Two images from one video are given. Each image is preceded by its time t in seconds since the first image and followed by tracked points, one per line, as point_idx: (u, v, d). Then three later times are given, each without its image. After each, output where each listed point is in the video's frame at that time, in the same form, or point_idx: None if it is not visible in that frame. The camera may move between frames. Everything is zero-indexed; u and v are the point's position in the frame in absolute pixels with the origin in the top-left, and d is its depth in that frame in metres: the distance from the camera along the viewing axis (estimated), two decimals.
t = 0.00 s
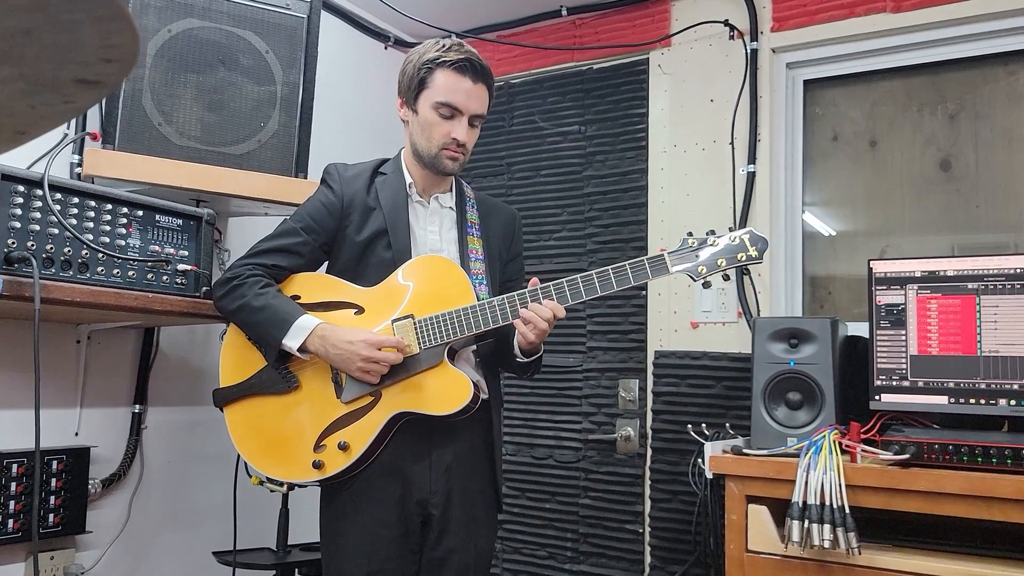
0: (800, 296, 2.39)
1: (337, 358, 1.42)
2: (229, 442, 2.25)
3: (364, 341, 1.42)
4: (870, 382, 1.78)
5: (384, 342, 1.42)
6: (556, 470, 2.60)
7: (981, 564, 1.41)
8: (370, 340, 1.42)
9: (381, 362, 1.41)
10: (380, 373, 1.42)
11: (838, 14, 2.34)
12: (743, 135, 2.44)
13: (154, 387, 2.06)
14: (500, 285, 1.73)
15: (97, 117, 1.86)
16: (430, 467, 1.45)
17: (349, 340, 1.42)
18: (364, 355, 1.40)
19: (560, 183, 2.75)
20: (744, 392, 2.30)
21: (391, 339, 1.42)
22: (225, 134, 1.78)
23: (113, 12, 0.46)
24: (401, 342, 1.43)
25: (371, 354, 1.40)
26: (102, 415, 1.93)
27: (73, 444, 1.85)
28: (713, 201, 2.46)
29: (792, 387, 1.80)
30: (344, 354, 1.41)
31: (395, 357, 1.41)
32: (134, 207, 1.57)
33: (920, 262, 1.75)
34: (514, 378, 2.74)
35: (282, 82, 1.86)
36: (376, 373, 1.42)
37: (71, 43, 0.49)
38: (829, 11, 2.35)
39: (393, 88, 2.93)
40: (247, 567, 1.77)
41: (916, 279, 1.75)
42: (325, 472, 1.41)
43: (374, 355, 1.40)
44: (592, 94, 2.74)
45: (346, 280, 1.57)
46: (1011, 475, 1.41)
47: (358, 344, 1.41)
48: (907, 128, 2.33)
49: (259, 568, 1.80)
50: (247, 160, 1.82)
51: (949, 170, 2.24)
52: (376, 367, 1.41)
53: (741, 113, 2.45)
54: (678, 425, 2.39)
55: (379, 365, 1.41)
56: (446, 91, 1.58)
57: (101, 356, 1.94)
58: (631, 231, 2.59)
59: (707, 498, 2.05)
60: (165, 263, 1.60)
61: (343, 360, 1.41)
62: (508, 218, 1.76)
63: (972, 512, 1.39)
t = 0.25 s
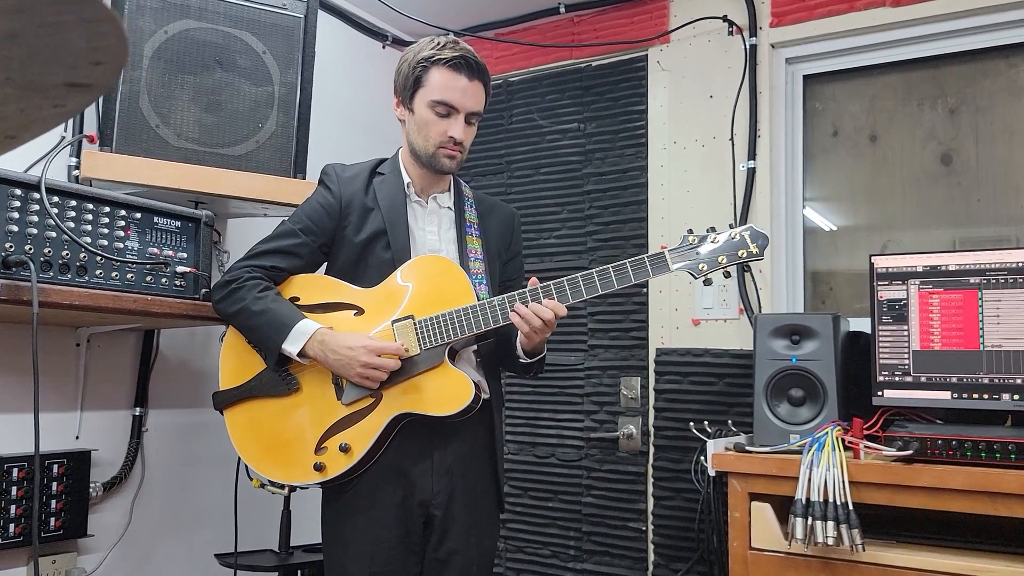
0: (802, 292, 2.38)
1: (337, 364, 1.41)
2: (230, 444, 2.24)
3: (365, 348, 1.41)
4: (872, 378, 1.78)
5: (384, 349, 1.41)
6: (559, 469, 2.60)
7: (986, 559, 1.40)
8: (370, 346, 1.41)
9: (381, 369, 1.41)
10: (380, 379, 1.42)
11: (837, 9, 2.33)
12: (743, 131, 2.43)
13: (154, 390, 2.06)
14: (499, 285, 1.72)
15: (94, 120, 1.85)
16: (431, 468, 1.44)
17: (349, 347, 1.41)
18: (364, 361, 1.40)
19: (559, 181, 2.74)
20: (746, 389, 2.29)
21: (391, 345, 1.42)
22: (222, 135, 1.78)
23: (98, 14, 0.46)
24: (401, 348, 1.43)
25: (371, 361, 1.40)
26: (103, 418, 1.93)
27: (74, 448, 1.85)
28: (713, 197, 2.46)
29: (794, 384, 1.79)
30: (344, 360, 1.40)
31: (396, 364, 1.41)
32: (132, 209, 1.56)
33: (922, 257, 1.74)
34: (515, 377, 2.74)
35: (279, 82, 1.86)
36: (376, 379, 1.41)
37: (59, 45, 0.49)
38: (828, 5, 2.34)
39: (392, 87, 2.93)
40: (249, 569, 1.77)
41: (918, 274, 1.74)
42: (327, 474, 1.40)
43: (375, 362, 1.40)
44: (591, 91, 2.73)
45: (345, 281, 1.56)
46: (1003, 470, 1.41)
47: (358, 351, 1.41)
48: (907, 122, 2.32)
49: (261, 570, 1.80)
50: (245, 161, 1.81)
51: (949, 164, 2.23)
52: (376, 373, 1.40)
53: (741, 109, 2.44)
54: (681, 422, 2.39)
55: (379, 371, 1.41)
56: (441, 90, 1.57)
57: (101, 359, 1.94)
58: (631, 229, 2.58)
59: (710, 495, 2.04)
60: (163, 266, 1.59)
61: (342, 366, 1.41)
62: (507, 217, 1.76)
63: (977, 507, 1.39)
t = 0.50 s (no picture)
0: (804, 290, 2.38)
1: (335, 371, 1.40)
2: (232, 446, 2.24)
3: (363, 355, 1.40)
4: (875, 377, 1.77)
5: (382, 357, 1.40)
6: (561, 469, 2.60)
7: (991, 560, 1.40)
8: (369, 354, 1.40)
9: (379, 377, 1.40)
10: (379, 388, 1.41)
11: (838, 6, 2.32)
12: (744, 129, 2.43)
13: (157, 392, 2.06)
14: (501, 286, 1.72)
15: (95, 123, 1.85)
16: (434, 470, 1.44)
17: (347, 354, 1.40)
18: (361, 369, 1.39)
19: (560, 181, 2.74)
20: (749, 389, 2.29)
21: (390, 355, 1.41)
22: (223, 137, 1.78)
23: (94, 26, 0.45)
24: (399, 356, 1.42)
25: (368, 369, 1.39)
26: (105, 422, 1.93)
27: (77, 451, 1.85)
28: (715, 196, 2.45)
29: (797, 383, 1.79)
30: (341, 367, 1.40)
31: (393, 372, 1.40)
32: (133, 212, 1.56)
33: (924, 255, 1.73)
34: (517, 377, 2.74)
35: (279, 84, 1.85)
36: (374, 387, 1.41)
37: (55, 57, 0.49)
38: (829, 3, 2.34)
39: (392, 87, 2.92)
40: (253, 572, 1.77)
41: (920, 273, 1.73)
42: (329, 476, 1.40)
43: (372, 370, 1.39)
44: (591, 91, 2.73)
45: (346, 283, 1.56)
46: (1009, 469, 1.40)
47: (356, 358, 1.40)
48: (908, 119, 2.32)
49: (264, 572, 1.80)
50: (246, 163, 1.81)
51: (951, 161, 2.23)
52: (373, 381, 1.40)
53: (742, 107, 2.43)
54: (683, 422, 2.38)
55: (376, 379, 1.40)
56: (438, 91, 1.57)
57: (103, 362, 1.94)
58: (633, 228, 2.58)
59: (714, 495, 2.04)
60: (165, 269, 1.59)
61: (340, 373, 1.40)
62: (508, 218, 1.75)
63: (981, 507, 1.38)
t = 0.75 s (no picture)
0: (807, 288, 2.38)
1: (337, 373, 1.41)
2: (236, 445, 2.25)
3: (365, 357, 1.40)
4: (879, 376, 1.77)
5: (384, 358, 1.40)
6: (565, 468, 2.60)
7: (996, 559, 1.40)
8: (371, 355, 1.40)
9: (382, 377, 1.40)
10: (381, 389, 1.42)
11: (841, 4, 2.32)
12: (748, 128, 2.42)
13: (161, 393, 2.06)
14: (504, 286, 1.72)
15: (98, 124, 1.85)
16: (439, 470, 1.44)
17: (349, 355, 1.40)
18: (364, 370, 1.39)
19: (563, 180, 2.74)
20: (752, 387, 2.29)
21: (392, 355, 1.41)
22: (226, 138, 1.78)
23: (108, 38, 0.46)
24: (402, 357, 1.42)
25: (371, 370, 1.39)
26: (110, 422, 1.93)
27: (82, 452, 1.85)
28: (718, 195, 2.45)
29: (800, 382, 1.79)
30: (344, 369, 1.40)
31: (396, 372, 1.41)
32: (138, 214, 1.56)
33: (928, 254, 1.73)
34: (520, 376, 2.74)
35: (282, 85, 1.85)
36: (377, 388, 1.41)
37: (69, 69, 0.49)
38: (832, 1, 2.33)
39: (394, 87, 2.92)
40: (258, 572, 1.77)
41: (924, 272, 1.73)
42: (333, 477, 1.40)
43: (375, 371, 1.39)
44: (594, 90, 2.73)
45: (351, 285, 1.56)
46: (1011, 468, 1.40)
47: (358, 360, 1.40)
48: (911, 117, 2.31)
49: (270, 572, 1.80)
50: (249, 164, 1.81)
51: (955, 160, 2.22)
52: (376, 382, 1.40)
53: (745, 105, 2.43)
54: (687, 421, 2.39)
55: (379, 380, 1.40)
56: (437, 92, 1.56)
57: (108, 363, 1.94)
58: (636, 227, 2.58)
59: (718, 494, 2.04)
60: (169, 271, 1.59)
61: (343, 375, 1.40)
62: (511, 218, 1.75)
63: (986, 507, 1.38)
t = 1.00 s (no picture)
0: (810, 286, 2.38)
1: (344, 371, 1.41)
2: (241, 445, 2.25)
3: (371, 354, 1.40)
4: (883, 374, 1.77)
5: (390, 355, 1.41)
6: (569, 466, 2.60)
7: (1001, 557, 1.40)
8: (377, 352, 1.40)
9: (389, 374, 1.41)
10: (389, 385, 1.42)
11: (843, 3, 2.32)
12: (751, 126, 2.42)
13: (166, 394, 2.07)
14: (508, 286, 1.72)
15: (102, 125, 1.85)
16: (444, 470, 1.45)
17: (355, 353, 1.41)
18: (371, 367, 1.39)
19: (566, 179, 2.74)
20: (756, 386, 2.29)
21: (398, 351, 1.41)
22: (230, 139, 1.78)
23: (127, 51, 0.46)
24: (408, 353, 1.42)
25: (378, 367, 1.39)
26: (116, 424, 1.94)
27: (88, 453, 1.86)
28: (721, 193, 2.45)
29: (804, 381, 1.79)
30: (351, 367, 1.40)
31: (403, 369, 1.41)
32: (142, 215, 1.57)
33: (932, 253, 1.73)
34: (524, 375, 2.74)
35: (286, 86, 1.86)
36: (385, 384, 1.41)
37: (86, 82, 0.49)
38: None
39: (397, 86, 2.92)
40: (264, 572, 1.78)
41: (928, 270, 1.73)
42: (339, 478, 1.40)
43: (381, 368, 1.39)
44: (596, 89, 2.73)
45: (355, 285, 1.56)
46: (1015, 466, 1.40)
47: (364, 357, 1.40)
48: (914, 115, 2.31)
49: (275, 572, 1.81)
50: (253, 165, 1.81)
51: (958, 157, 2.22)
52: (383, 379, 1.40)
53: (748, 104, 2.43)
54: (691, 419, 2.39)
55: (386, 377, 1.40)
56: (439, 94, 1.56)
57: (113, 364, 1.95)
58: (639, 226, 2.58)
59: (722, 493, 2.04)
60: (174, 272, 1.60)
61: (350, 373, 1.41)
62: (515, 218, 1.75)
63: (991, 505, 1.38)
